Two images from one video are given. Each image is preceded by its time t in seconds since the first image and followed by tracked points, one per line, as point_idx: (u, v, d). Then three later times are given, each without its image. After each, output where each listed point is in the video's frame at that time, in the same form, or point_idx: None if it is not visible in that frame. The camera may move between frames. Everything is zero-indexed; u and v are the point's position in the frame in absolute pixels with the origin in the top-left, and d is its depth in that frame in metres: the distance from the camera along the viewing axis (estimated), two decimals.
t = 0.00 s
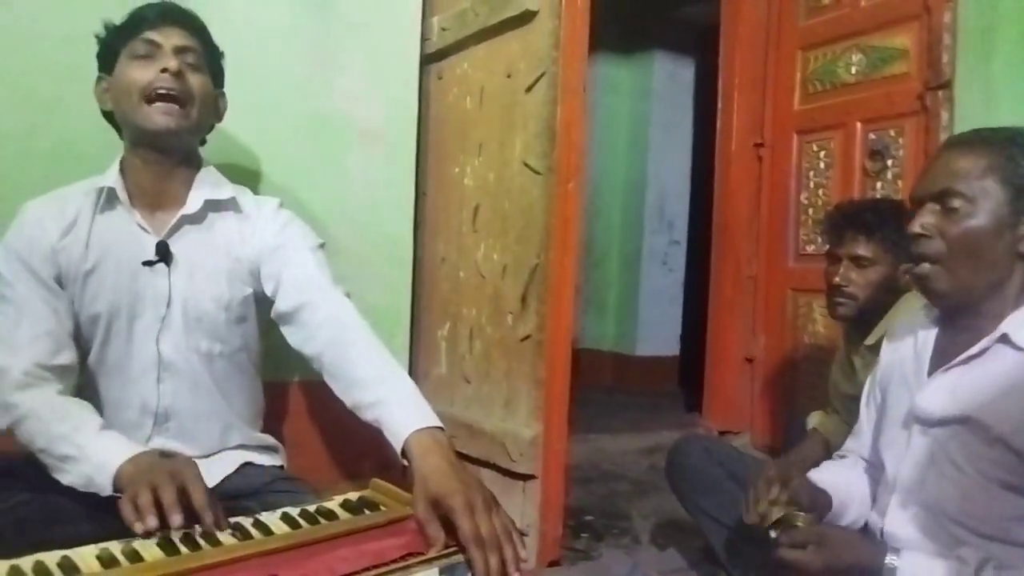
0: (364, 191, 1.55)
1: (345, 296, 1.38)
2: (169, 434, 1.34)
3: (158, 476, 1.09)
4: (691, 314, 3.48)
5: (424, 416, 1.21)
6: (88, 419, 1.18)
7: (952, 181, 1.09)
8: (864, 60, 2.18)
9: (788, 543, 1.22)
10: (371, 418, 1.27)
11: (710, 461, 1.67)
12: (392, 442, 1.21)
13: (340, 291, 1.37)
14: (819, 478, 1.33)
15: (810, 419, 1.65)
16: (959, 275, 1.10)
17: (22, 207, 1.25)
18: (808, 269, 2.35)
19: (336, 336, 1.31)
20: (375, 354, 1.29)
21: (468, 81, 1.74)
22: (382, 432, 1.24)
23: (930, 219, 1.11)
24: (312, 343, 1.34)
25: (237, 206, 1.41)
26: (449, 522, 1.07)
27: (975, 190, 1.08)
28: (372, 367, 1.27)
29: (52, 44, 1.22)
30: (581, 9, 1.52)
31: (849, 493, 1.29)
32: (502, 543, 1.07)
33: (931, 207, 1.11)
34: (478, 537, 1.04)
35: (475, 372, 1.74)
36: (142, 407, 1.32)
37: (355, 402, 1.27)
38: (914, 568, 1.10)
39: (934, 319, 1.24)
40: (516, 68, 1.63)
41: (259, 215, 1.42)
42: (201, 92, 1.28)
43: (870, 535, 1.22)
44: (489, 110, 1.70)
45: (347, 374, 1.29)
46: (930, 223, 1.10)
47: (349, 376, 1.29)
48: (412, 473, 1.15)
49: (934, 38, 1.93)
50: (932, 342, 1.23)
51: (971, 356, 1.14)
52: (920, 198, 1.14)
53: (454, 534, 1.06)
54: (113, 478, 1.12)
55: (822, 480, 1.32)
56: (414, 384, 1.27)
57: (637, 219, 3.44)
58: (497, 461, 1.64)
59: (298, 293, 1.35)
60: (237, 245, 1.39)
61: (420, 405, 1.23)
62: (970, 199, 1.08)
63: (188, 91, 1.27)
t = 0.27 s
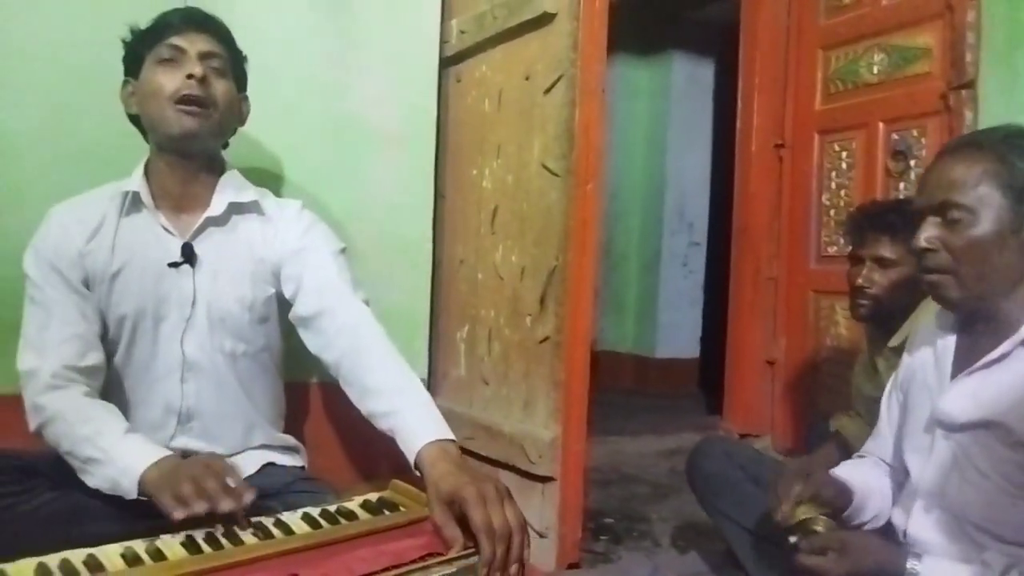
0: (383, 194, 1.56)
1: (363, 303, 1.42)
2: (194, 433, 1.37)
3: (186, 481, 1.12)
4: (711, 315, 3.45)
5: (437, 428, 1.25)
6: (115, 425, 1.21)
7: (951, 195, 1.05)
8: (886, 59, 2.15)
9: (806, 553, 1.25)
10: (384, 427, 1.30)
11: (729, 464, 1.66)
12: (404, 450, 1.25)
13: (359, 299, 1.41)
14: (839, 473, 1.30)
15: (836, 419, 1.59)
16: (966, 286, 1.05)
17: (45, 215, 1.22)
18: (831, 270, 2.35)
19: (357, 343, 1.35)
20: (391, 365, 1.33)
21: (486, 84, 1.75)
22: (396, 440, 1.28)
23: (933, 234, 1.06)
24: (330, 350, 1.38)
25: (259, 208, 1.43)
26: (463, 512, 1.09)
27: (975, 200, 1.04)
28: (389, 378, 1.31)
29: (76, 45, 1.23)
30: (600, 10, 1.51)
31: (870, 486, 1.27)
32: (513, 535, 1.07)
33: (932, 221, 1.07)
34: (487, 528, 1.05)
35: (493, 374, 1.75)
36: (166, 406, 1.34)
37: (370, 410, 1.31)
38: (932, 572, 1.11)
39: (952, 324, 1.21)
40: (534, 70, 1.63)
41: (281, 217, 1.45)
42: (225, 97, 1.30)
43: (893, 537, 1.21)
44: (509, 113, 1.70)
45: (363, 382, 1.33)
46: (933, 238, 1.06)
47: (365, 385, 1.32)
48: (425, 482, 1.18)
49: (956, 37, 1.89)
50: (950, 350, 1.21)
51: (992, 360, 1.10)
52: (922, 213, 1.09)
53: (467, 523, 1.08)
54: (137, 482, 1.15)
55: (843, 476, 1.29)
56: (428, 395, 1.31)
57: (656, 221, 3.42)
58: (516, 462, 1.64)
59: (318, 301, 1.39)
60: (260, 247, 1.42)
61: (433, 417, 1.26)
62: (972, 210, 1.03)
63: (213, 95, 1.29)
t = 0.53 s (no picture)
0: (399, 197, 1.58)
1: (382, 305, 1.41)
2: (213, 432, 1.38)
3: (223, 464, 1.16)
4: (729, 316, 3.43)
5: (456, 434, 1.24)
6: (135, 413, 1.22)
7: (973, 197, 1.03)
8: (907, 57, 2.12)
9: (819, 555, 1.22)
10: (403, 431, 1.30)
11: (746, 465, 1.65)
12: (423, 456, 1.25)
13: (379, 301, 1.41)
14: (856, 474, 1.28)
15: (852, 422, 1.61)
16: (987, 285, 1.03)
17: (68, 212, 1.26)
18: (846, 271, 2.31)
19: (376, 347, 1.35)
20: (411, 369, 1.32)
21: (503, 84, 1.76)
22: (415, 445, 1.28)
23: (955, 236, 1.04)
24: (352, 352, 1.38)
25: (279, 209, 1.44)
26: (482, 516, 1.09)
27: (999, 201, 1.01)
28: (409, 382, 1.30)
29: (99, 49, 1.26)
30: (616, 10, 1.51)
31: (884, 495, 1.24)
32: (531, 540, 1.07)
33: (955, 223, 1.05)
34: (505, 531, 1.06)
35: (509, 374, 1.76)
36: (188, 404, 1.36)
37: (390, 414, 1.31)
38: None
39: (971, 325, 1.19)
40: (551, 70, 1.63)
41: (300, 218, 1.46)
42: (246, 100, 1.31)
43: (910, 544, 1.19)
44: (526, 113, 1.70)
45: (383, 385, 1.33)
46: (955, 240, 1.04)
47: (385, 390, 1.32)
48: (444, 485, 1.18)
49: (979, 35, 1.85)
50: (971, 352, 1.18)
51: (1012, 365, 1.08)
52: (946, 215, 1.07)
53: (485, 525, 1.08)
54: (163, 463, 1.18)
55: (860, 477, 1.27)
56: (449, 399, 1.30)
57: (674, 221, 3.40)
58: (531, 462, 1.64)
59: (339, 303, 1.39)
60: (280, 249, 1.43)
61: (454, 423, 1.25)
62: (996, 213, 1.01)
63: (234, 100, 1.31)
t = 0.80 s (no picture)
0: (423, 198, 1.59)
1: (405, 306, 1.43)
2: (240, 430, 1.40)
3: (262, 465, 1.17)
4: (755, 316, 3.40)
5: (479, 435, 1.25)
6: (169, 411, 1.26)
7: (1012, 193, 1.01)
8: (935, 55, 2.08)
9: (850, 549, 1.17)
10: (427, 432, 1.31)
11: (771, 467, 1.64)
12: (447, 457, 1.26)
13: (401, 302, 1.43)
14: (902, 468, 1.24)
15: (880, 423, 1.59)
16: (1021, 281, 1.01)
17: (98, 213, 1.30)
18: (878, 270, 2.28)
19: (398, 349, 1.36)
20: (433, 369, 1.33)
21: (526, 84, 1.76)
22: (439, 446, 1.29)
23: (991, 233, 1.03)
24: (375, 352, 1.39)
25: (304, 212, 1.46)
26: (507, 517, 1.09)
27: None
28: (431, 383, 1.32)
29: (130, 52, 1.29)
30: (641, 9, 1.50)
31: (924, 492, 1.22)
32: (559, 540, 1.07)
33: (992, 219, 1.04)
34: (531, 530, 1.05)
35: (533, 374, 1.76)
36: (215, 403, 1.38)
37: (413, 414, 1.32)
38: None
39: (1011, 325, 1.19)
40: (575, 70, 1.63)
41: (325, 219, 1.47)
42: (270, 103, 1.34)
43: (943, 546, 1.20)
44: (550, 113, 1.71)
45: (406, 386, 1.34)
46: (992, 238, 1.03)
47: (408, 390, 1.33)
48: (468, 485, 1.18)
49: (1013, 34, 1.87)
50: (1010, 352, 1.17)
51: None
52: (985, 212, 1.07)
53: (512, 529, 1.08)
54: (201, 459, 1.21)
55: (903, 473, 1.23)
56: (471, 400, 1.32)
57: (698, 221, 3.38)
58: (555, 462, 1.64)
59: (362, 303, 1.41)
60: (303, 249, 1.45)
61: (477, 423, 1.27)
62: None
63: (258, 101, 1.32)
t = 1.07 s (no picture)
0: (443, 200, 1.60)
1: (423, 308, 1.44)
2: (263, 428, 1.42)
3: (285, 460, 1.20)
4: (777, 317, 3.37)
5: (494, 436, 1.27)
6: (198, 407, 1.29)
7: None
8: (961, 53, 2.06)
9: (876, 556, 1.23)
10: (443, 435, 1.32)
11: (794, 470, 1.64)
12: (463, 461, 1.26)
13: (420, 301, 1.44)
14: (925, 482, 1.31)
15: (909, 428, 1.64)
16: None
17: (125, 215, 1.36)
18: (900, 273, 2.26)
19: (416, 350, 1.37)
20: (448, 376, 1.34)
21: (547, 85, 1.75)
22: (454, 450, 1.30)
23: None
24: (392, 354, 1.40)
25: (325, 212, 1.46)
26: (521, 513, 1.11)
27: None
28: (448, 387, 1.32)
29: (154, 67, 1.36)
30: (660, 11, 1.50)
31: (950, 501, 1.29)
32: (570, 536, 1.09)
33: None
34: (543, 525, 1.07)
35: (552, 374, 1.74)
36: (239, 401, 1.40)
37: (428, 418, 1.33)
38: None
39: None
40: (594, 70, 1.63)
41: (345, 219, 1.47)
42: (289, 106, 1.34)
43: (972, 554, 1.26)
44: (569, 113, 1.70)
45: (423, 387, 1.35)
46: None
47: (424, 394, 1.34)
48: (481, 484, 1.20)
49: None
50: None
51: None
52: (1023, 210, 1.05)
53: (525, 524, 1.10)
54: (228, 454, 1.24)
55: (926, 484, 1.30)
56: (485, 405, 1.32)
57: (718, 220, 3.35)
58: (574, 463, 1.63)
59: (380, 303, 1.42)
60: (326, 249, 1.44)
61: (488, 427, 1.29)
62: None
63: (278, 107, 1.34)
